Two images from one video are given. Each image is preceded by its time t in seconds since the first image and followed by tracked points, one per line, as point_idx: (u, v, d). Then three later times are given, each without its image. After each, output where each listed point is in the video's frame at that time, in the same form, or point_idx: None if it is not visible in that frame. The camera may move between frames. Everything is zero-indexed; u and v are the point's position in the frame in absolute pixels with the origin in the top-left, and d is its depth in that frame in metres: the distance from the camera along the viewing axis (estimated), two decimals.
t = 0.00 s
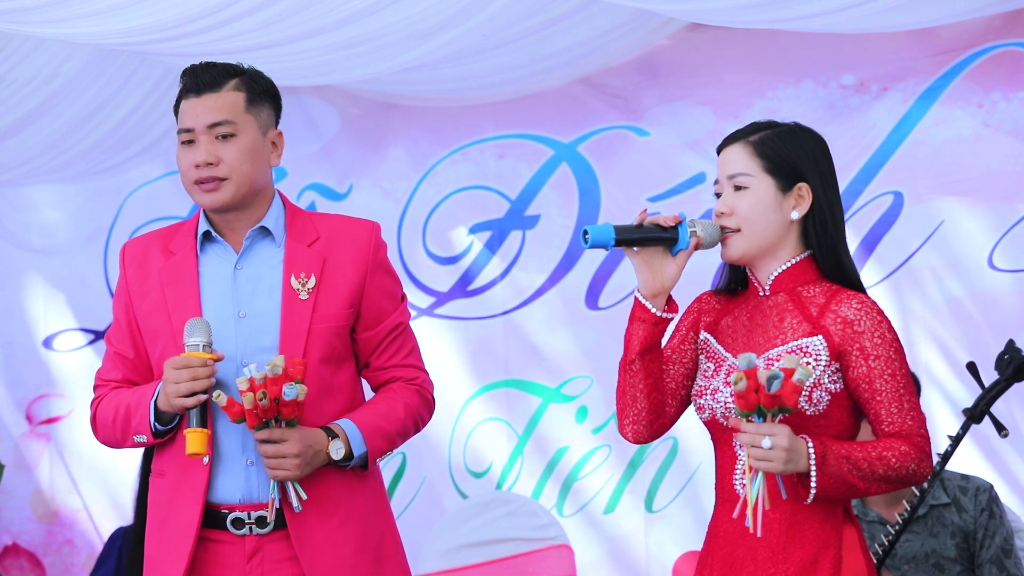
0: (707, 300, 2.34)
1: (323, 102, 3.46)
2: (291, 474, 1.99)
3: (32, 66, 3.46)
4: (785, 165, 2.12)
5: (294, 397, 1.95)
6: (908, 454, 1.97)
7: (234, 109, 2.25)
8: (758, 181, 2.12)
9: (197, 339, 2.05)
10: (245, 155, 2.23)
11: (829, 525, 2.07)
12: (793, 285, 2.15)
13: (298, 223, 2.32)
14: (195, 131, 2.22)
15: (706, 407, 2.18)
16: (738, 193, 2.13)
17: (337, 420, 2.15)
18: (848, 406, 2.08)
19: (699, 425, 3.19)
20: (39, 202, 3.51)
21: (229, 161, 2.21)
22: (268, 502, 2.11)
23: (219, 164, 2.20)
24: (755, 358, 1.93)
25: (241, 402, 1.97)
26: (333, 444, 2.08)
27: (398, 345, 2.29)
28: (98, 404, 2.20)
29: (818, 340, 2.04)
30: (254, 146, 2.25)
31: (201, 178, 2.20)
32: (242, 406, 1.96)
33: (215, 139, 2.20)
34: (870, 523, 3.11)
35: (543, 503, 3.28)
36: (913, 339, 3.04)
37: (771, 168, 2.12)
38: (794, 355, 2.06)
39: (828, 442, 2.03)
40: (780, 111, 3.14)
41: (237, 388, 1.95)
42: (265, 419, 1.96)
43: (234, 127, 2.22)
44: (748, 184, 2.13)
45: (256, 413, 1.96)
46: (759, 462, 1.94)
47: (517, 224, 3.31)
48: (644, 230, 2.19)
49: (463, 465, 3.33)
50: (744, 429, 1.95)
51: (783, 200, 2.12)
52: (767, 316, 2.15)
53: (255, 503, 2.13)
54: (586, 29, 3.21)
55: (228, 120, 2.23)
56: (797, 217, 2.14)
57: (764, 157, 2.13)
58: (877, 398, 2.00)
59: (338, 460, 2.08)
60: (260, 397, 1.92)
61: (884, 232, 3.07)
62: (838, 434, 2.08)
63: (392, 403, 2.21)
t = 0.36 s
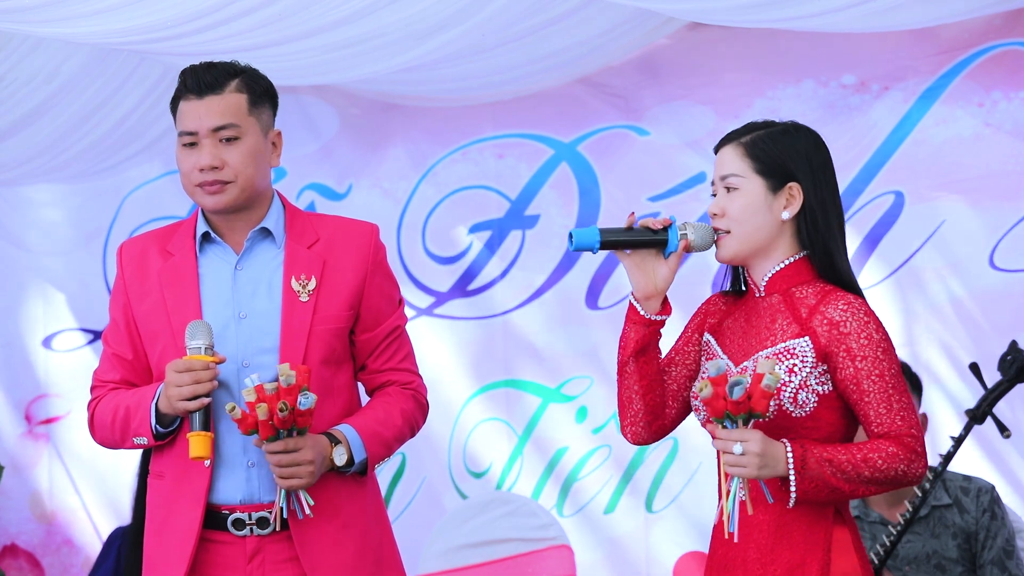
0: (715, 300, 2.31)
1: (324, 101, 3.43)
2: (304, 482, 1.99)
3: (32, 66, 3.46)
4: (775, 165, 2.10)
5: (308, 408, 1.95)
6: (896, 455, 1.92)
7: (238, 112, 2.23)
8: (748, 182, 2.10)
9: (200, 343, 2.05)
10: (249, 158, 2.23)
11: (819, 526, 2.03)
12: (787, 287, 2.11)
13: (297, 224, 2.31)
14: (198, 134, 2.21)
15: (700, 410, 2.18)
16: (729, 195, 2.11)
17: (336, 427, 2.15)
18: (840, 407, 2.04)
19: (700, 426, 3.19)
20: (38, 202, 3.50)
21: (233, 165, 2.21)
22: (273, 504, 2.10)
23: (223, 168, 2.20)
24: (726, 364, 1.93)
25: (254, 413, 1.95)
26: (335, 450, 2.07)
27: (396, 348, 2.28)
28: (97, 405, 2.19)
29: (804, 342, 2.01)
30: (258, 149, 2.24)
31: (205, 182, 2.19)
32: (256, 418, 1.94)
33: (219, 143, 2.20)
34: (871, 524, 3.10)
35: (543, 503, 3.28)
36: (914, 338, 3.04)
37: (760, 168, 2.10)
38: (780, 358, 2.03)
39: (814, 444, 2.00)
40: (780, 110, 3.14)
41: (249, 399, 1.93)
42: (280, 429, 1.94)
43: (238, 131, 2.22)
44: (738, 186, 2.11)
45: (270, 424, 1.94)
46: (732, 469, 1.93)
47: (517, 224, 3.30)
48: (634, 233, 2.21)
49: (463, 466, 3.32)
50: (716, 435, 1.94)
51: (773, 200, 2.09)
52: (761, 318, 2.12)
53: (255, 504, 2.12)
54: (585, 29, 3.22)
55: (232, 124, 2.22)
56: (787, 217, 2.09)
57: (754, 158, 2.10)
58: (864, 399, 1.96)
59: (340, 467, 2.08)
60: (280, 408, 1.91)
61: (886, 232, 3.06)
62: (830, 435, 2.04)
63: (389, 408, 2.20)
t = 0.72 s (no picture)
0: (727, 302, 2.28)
1: (324, 101, 3.43)
2: (306, 486, 1.99)
3: (32, 66, 3.46)
4: (762, 166, 2.06)
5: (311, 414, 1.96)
6: (873, 457, 1.86)
7: (241, 115, 2.23)
8: (738, 183, 2.08)
9: (202, 346, 2.04)
10: (254, 162, 2.22)
11: (805, 526, 2.00)
12: (780, 288, 2.06)
13: (299, 223, 2.31)
14: (202, 138, 2.20)
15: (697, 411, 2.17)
16: (719, 196, 2.10)
17: (337, 428, 2.15)
18: (825, 409, 1.99)
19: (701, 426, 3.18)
20: (38, 202, 3.50)
21: (238, 169, 2.20)
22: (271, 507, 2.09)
23: (228, 173, 2.19)
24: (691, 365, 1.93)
25: (257, 418, 1.94)
26: (336, 452, 2.06)
27: (397, 349, 2.28)
28: (99, 405, 2.19)
29: (786, 343, 1.98)
30: (262, 153, 2.24)
31: (209, 186, 2.19)
32: (260, 423, 1.93)
33: (223, 148, 2.19)
34: (871, 524, 3.10)
35: (543, 503, 3.27)
36: (914, 338, 3.04)
37: (748, 169, 2.07)
38: (763, 359, 2.00)
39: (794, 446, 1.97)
40: (780, 110, 3.14)
41: (252, 405, 1.92)
42: (283, 435, 1.93)
43: (242, 136, 2.21)
44: (728, 187, 2.09)
45: (273, 429, 1.93)
46: (699, 470, 1.93)
47: (516, 224, 3.30)
48: (626, 236, 2.23)
49: (463, 466, 3.32)
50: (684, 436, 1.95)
51: (760, 200, 2.06)
52: (754, 319, 2.09)
53: (256, 504, 2.12)
54: (585, 29, 3.22)
55: (236, 128, 2.21)
56: (774, 218, 2.06)
57: (743, 158, 2.08)
58: (843, 399, 1.90)
59: (341, 469, 2.07)
60: (285, 415, 1.91)
61: (886, 232, 3.05)
62: (817, 437, 1.99)
63: (390, 410, 2.19)
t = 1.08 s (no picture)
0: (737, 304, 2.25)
1: (324, 102, 3.43)
2: (301, 489, 1.99)
3: (32, 66, 3.46)
4: (753, 167, 2.06)
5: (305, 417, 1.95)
6: (852, 457, 1.85)
7: (242, 115, 2.22)
8: (730, 184, 2.08)
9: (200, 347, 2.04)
10: (254, 162, 2.22)
11: (793, 527, 1.98)
12: (774, 289, 2.05)
13: (303, 223, 2.30)
14: (203, 138, 2.20)
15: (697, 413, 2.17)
16: (713, 197, 2.10)
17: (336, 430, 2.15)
18: (813, 409, 1.98)
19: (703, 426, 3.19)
20: (38, 202, 3.50)
21: (238, 169, 2.20)
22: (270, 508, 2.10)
23: (228, 173, 2.19)
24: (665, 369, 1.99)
25: (252, 421, 1.94)
26: (334, 455, 2.06)
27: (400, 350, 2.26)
28: (106, 404, 2.20)
29: (771, 345, 1.98)
30: (263, 153, 2.24)
31: (209, 186, 2.19)
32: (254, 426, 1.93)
33: (223, 148, 2.19)
34: (871, 524, 3.11)
35: (544, 504, 3.27)
36: (914, 338, 3.04)
37: (740, 170, 2.07)
38: (751, 360, 2.00)
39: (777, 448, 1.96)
40: (780, 110, 3.13)
41: (247, 408, 1.93)
42: (278, 438, 1.94)
43: (242, 136, 2.21)
44: (721, 189, 2.09)
45: (267, 433, 1.93)
46: (678, 472, 1.97)
47: (516, 224, 3.30)
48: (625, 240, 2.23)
49: (463, 466, 3.32)
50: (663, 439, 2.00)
51: (751, 201, 2.06)
52: (749, 321, 2.08)
53: (256, 505, 2.12)
54: (585, 29, 3.22)
55: (236, 128, 2.21)
56: (766, 219, 2.05)
57: (736, 160, 2.08)
58: (824, 400, 1.90)
59: (339, 472, 2.08)
60: (279, 419, 1.91)
61: (886, 232, 3.06)
62: (806, 438, 1.98)
63: (392, 411, 2.19)
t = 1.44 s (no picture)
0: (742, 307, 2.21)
1: (324, 102, 3.44)
2: (289, 492, 1.99)
3: (33, 66, 3.46)
4: (743, 168, 2.05)
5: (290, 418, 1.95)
6: (824, 461, 1.83)
7: (247, 116, 2.22)
8: (722, 185, 2.08)
9: (194, 347, 2.06)
10: (259, 163, 2.21)
11: (780, 528, 1.96)
12: (766, 290, 2.03)
13: (307, 224, 2.31)
14: (209, 139, 2.21)
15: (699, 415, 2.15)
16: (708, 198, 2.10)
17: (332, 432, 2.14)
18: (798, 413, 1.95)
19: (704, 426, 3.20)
20: (38, 202, 3.51)
21: (244, 170, 2.20)
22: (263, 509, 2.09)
23: (233, 174, 2.19)
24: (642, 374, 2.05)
25: (237, 424, 1.95)
26: (326, 458, 2.06)
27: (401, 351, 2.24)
28: (115, 402, 2.21)
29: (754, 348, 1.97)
30: (268, 154, 2.23)
31: (216, 187, 2.19)
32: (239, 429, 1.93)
33: (229, 149, 2.19)
34: (871, 525, 3.12)
35: (543, 504, 3.27)
36: (914, 338, 3.04)
37: (731, 171, 2.07)
38: (736, 363, 2.00)
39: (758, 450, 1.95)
40: (780, 110, 3.13)
41: (232, 410, 1.93)
42: (263, 441, 1.95)
43: (246, 136, 2.21)
44: (715, 189, 2.09)
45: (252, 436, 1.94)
46: (655, 474, 2.02)
47: (516, 224, 3.30)
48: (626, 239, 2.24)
49: (463, 466, 3.32)
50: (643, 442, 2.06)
51: (741, 202, 2.05)
52: (743, 323, 2.07)
53: (252, 506, 2.11)
54: (585, 29, 3.22)
55: (242, 129, 2.21)
56: (754, 220, 2.04)
57: (729, 161, 2.08)
58: (802, 403, 1.88)
59: (332, 474, 2.07)
60: (261, 422, 1.91)
61: (886, 232, 3.06)
62: (789, 441, 1.95)
63: (391, 414, 2.17)
